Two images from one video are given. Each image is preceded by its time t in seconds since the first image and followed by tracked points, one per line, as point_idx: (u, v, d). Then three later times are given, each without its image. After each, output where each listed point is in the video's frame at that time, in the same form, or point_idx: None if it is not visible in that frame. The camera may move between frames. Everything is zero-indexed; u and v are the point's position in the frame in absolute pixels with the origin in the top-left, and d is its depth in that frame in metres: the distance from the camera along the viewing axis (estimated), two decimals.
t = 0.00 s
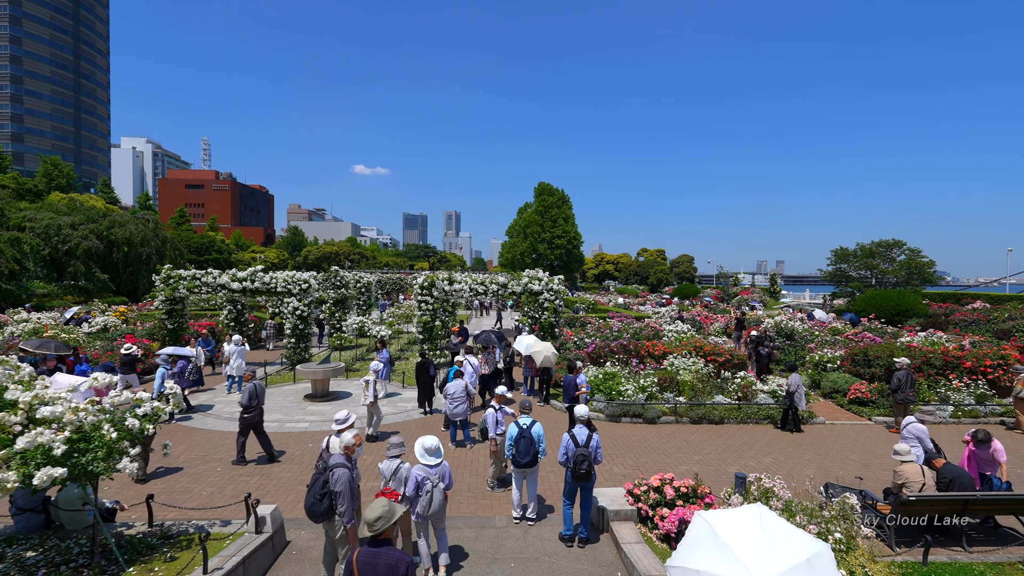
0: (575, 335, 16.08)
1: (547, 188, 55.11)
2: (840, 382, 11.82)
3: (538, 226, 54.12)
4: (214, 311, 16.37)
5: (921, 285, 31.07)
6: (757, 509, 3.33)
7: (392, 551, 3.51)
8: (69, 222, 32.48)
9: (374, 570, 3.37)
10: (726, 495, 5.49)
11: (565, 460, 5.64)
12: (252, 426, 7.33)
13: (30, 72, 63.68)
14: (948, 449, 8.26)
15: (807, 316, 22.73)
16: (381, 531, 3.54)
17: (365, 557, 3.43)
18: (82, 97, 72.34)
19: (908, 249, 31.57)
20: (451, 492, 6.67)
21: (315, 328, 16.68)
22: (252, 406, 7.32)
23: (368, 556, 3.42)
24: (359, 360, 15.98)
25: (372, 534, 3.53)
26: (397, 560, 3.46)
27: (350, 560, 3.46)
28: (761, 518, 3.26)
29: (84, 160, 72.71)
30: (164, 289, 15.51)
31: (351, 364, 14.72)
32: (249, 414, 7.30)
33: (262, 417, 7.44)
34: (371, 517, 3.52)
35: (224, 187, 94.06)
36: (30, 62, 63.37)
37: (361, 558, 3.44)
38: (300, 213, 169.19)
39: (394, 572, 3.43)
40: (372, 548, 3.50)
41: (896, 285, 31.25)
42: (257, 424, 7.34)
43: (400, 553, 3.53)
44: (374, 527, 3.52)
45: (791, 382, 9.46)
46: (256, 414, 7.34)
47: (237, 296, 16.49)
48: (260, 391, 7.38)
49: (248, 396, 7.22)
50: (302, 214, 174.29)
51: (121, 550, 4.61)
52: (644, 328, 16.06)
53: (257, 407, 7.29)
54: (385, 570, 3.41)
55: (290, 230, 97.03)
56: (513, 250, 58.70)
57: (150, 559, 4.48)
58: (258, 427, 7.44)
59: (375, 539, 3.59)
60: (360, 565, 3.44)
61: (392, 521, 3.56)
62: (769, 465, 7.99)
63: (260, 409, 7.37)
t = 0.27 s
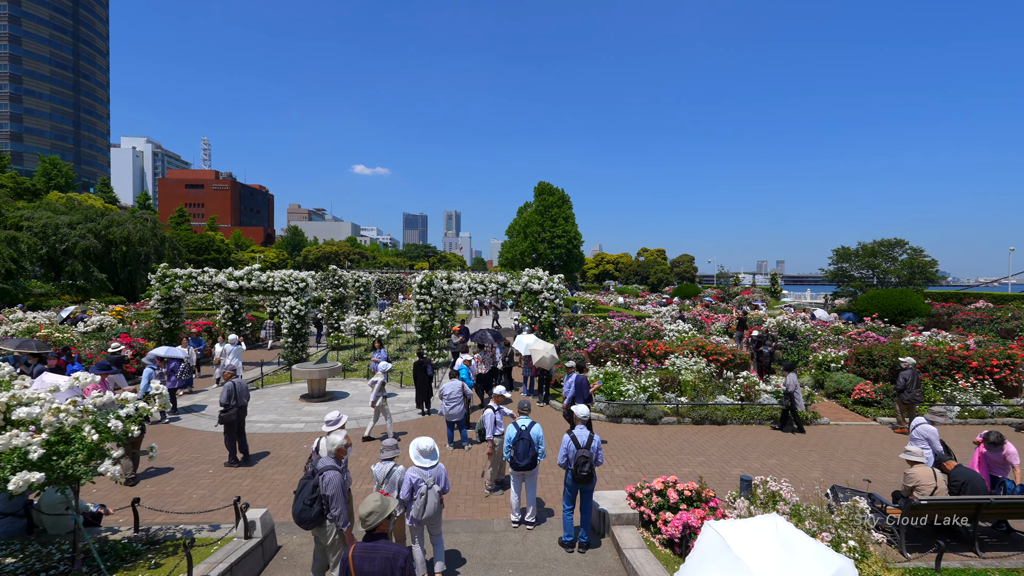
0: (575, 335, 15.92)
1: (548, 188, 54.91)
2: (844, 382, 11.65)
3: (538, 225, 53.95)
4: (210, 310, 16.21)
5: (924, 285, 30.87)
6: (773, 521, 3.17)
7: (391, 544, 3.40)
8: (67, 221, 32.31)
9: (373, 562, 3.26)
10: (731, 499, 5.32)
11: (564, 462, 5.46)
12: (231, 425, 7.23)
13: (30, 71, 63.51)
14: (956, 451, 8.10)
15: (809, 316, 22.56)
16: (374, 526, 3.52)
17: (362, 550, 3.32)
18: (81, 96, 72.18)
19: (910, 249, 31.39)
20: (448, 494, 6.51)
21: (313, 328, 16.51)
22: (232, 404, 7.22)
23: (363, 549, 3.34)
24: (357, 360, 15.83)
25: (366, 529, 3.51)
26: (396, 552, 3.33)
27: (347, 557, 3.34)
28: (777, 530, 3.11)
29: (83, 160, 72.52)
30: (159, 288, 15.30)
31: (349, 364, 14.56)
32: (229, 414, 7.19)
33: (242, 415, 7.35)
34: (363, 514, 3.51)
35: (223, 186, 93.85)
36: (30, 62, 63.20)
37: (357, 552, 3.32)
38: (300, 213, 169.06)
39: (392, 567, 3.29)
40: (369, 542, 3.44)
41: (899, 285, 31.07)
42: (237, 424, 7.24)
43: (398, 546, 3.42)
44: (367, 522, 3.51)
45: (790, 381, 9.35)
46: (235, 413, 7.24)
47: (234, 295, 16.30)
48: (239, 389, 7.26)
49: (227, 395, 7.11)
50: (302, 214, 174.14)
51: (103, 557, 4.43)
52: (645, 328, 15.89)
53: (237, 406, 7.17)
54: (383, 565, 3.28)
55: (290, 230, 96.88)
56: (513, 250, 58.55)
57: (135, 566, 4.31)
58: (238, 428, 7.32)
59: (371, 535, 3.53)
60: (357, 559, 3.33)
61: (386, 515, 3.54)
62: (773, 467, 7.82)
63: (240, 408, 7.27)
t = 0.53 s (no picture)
0: (576, 334, 15.74)
1: (548, 187, 54.69)
2: (849, 382, 11.48)
3: (538, 225, 53.75)
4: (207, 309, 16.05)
5: (926, 284, 30.68)
6: (799, 533, 3.04)
7: (402, 548, 3.25)
8: (64, 220, 32.13)
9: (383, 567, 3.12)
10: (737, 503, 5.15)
11: (564, 463, 5.28)
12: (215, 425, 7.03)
13: (28, 70, 63.24)
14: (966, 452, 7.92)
15: (811, 315, 22.39)
16: (388, 529, 3.26)
17: (373, 552, 3.18)
18: (80, 96, 71.96)
19: (912, 248, 31.20)
20: (445, 497, 6.33)
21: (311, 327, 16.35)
22: (216, 404, 7.02)
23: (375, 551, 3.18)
24: (355, 359, 15.65)
25: (378, 532, 3.26)
26: (405, 559, 3.19)
27: (354, 558, 3.20)
28: (803, 542, 2.97)
29: (82, 160, 72.30)
30: (155, 287, 15.16)
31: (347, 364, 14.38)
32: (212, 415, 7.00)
33: (227, 415, 7.14)
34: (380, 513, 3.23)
35: (223, 186, 93.70)
36: (29, 61, 62.93)
37: (367, 552, 3.19)
38: (299, 213, 168.88)
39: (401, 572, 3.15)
40: (380, 545, 3.26)
41: (901, 284, 30.88)
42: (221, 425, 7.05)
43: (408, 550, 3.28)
44: (380, 525, 3.24)
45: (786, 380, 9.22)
46: (218, 413, 7.03)
47: (230, 294, 16.15)
48: (223, 388, 7.07)
49: (210, 395, 6.93)
50: (302, 214, 173.95)
51: (86, 564, 4.26)
52: (646, 327, 15.71)
53: (220, 405, 6.97)
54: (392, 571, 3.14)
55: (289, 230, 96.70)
56: (513, 249, 58.41)
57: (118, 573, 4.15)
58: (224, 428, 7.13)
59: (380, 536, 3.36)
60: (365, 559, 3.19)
61: (401, 516, 3.28)
62: (779, 468, 7.64)
63: (224, 408, 7.07)
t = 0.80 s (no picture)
0: (576, 334, 15.57)
1: (548, 186, 54.53)
2: (853, 381, 11.32)
3: (538, 224, 53.57)
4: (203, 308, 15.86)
5: (929, 284, 30.51)
6: (824, 545, 2.94)
7: (404, 548, 3.11)
8: (61, 219, 31.94)
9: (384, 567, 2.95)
10: (743, 508, 4.96)
11: (564, 465, 5.11)
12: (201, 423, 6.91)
13: (26, 69, 62.89)
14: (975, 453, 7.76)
15: (813, 314, 22.22)
16: (392, 529, 3.11)
17: (373, 553, 3.01)
18: (79, 94, 71.64)
19: (914, 247, 31.03)
20: (443, 500, 6.16)
21: (308, 326, 16.18)
22: (202, 403, 6.89)
23: (377, 553, 3.01)
24: (352, 359, 15.46)
25: (382, 533, 3.10)
26: (408, 559, 3.04)
27: (353, 558, 3.02)
28: (829, 554, 2.87)
29: (80, 159, 72.14)
30: (150, 286, 14.99)
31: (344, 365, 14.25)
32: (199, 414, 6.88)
33: (214, 414, 7.02)
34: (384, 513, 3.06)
35: (222, 185, 93.48)
36: (26, 59, 62.53)
37: (367, 552, 3.03)
38: (299, 212, 168.63)
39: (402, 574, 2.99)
40: (383, 546, 3.10)
41: (902, 283, 30.73)
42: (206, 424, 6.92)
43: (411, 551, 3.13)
44: (384, 524, 3.08)
45: (783, 380, 9.04)
46: (206, 411, 6.89)
47: (226, 293, 15.98)
48: (210, 386, 6.96)
49: (196, 393, 6.81)
50: (301, 214, 173.76)
51: (66, 570, 4.08)
52: (648, 326, 15.53)
53: (207, 403, 6.86)
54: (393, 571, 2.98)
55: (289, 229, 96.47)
56: (513, 249, 58.24)
57: None
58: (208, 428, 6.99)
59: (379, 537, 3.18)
60: (367, 561, 3.00)
61: (404, 516, 3.12)
62: (785, 470, 7.47)
63: (209, 407, 6.93)
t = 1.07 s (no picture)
0: (577, 334, 15.40)
1: (548, 186, 54.37)
2: (858, 382, 11.15)
3: (538, 224, 53.40)
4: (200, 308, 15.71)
5: (931, 283, 30.33)
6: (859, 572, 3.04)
7: (389, 557, 2.95)
8: (59, 219, 31.81)
9: None
10: (751, 517, 4.78)
11: (563, 469, 4.94)
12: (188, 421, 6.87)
13: (25, 68, 62.69)
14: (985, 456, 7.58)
15: (815, 314, 22.05)
16: (376, 537, 2.94)
17: (358, 564, 2.87)
18: (78, 93, 71.47)
19: (916, 247, 30.84)
20: (440, 505, 5.99)
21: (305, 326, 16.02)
22: (188, 399, 6.86)
23: (360, 563, 2.87)
24: (350, 360, 15.29)
25: (365, 541, 2.93)
26: (393, 568, 2.91)
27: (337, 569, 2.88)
28: None
29: (80, 159, 72.07)
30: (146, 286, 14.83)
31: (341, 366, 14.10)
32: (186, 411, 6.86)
33: (200, 412, 6.98)
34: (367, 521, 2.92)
35: (222, 185, 93.36)
36: (26, 58, 62.31)
37: (351, 562, 2.88)
38: (299, 212, 168.47)
39: None
40: (366, 556, 2.92)
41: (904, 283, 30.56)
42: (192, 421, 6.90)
43: (397, 561, 2.97)
44: (367, 532, 2.92)
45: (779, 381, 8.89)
46: (191, 409, 6.88)
47: (222, 293, 15.82)
48: (197, 383, 6.94)
49: (182, 390, 6.80)
50: (301, 214, 173.68)
51: None
52: (649, 326, 15.34)
53: (193, 401, 6.84)
54: None
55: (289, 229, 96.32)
56: (513, 249, 58.09)
57: None
58: (196, 425, 6.97)
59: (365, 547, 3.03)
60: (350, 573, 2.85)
61: (389, 524, 2.97)
62: (790, 473, 7.30)
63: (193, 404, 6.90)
